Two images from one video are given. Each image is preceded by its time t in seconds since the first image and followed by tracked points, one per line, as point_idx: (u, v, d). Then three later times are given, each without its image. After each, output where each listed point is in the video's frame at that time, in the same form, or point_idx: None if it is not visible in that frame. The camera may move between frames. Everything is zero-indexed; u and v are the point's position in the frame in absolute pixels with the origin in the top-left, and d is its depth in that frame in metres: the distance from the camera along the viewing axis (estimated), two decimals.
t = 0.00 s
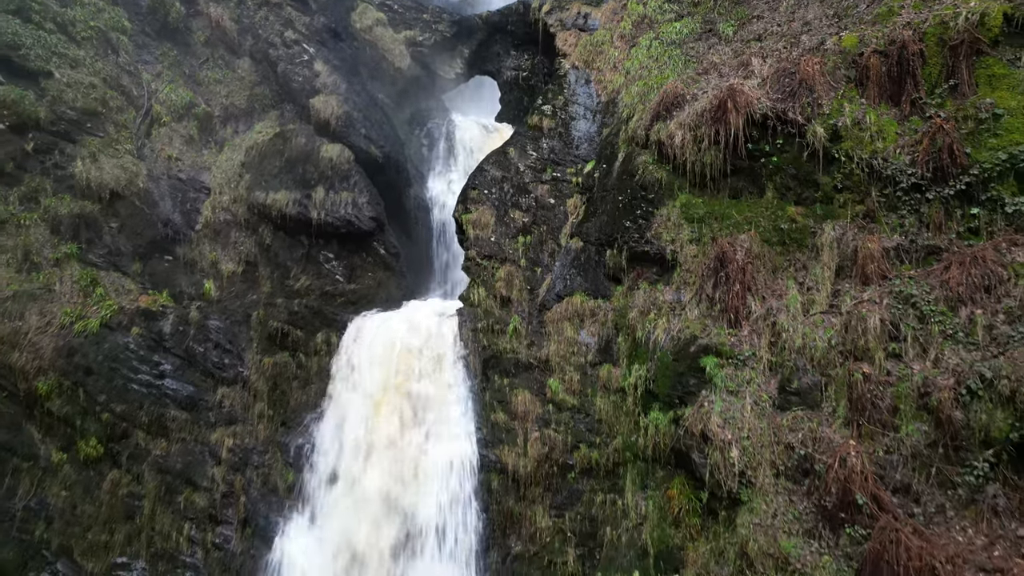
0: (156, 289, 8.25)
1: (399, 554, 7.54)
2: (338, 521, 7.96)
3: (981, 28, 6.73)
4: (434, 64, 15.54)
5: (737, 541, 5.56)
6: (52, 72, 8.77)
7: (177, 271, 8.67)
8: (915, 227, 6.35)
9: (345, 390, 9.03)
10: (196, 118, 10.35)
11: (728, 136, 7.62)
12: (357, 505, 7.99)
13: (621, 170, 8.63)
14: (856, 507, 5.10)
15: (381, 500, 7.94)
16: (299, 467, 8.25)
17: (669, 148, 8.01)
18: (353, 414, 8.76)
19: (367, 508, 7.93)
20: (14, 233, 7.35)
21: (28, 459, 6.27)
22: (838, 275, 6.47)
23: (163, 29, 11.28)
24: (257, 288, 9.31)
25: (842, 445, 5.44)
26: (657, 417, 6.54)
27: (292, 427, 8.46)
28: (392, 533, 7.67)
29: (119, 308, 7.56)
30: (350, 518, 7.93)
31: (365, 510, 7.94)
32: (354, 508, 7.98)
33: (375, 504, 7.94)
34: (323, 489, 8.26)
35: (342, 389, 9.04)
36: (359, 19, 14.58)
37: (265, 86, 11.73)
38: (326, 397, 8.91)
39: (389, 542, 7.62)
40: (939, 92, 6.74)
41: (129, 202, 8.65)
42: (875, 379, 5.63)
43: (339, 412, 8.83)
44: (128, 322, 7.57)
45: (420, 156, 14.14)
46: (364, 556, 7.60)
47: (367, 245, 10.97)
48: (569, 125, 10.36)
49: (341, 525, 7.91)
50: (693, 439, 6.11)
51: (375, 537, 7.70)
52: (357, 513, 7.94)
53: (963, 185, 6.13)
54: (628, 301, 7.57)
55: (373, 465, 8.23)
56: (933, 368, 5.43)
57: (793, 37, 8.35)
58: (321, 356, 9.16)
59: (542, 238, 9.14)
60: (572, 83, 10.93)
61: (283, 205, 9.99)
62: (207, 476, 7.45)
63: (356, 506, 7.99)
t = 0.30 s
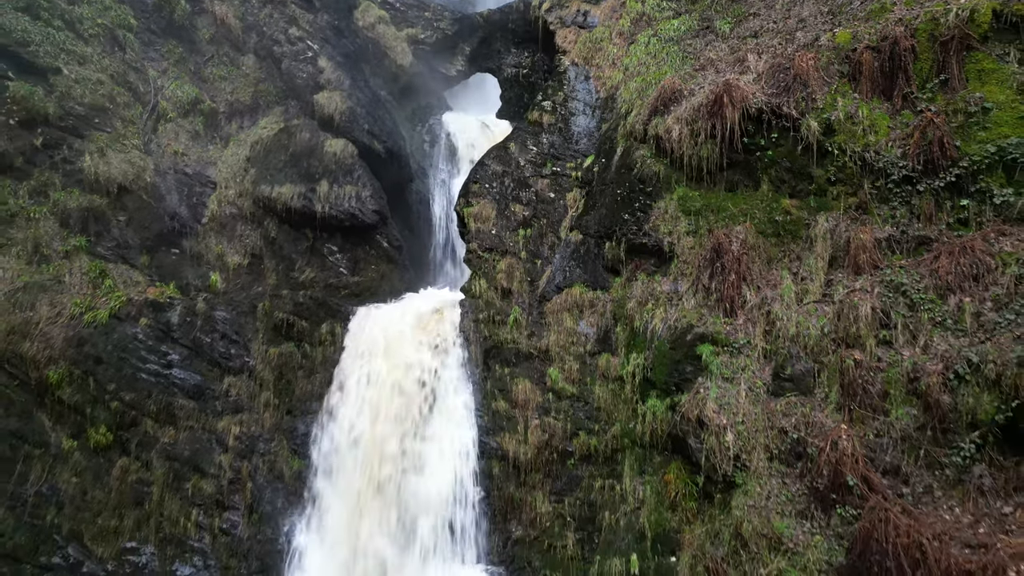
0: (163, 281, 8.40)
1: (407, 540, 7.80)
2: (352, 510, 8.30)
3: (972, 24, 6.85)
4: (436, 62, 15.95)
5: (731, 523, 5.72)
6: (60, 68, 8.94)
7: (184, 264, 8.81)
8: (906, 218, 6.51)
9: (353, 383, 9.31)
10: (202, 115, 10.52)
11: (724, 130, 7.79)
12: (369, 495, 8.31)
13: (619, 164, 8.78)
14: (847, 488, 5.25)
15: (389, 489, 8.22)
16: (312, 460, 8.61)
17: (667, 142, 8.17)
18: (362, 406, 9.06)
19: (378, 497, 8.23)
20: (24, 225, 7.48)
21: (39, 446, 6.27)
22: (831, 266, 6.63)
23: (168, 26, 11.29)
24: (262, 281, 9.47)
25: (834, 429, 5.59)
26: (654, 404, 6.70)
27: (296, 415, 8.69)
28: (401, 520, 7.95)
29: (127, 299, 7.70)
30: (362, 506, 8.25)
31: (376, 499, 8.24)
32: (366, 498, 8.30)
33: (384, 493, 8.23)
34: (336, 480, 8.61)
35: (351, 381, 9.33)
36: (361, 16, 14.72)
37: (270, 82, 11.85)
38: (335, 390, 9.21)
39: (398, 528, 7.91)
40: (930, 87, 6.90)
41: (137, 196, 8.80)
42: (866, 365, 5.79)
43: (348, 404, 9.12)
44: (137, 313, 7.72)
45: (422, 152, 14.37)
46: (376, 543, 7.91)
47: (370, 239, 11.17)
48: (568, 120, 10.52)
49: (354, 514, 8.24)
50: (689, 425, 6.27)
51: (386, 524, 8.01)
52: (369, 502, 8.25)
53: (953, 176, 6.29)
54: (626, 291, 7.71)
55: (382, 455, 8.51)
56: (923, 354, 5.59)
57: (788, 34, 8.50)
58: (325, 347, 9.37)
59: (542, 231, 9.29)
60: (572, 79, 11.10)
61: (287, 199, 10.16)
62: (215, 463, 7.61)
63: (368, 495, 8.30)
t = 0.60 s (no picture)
0: (170, 274, 8.55)
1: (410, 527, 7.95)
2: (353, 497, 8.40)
3: (962, 20, 7.06)
4: (438, 58, 16.27)
5: (726, 505, 5.89)
6: (68, 64, 9.12)
7: (190, 257, 8.96)
8: (897, 209, 6.66)
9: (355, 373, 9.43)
10: (207, 111, 10.66)
11: (720, 124, 7.95)
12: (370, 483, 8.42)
13: (617, 159, 8.93)
14: (839, 470, 5.40)
15: (391, 477, 8.35)
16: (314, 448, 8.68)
17: (664, 136, 8.30)
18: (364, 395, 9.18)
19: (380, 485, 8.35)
20: (34, 219, 7.65)
21: (50, 433, 6.44)
22: (824, 256, 6.77)
23: (174, 24, 11.46)
24: (267, 273, 9.62)
25: (826, 414, 5.75)
26: (652, 391, 6.86)
27: (302, 404, 8.80)
28: (403, 508, 8.08)
29: (135, 291, 7.86)
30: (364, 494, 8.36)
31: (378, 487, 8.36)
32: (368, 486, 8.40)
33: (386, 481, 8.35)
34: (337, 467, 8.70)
35: (353, 371, 9.44)
36: (364, 14, 15.21)
37: (273, 79, 12.04)
38: (336, 378, 9.29)
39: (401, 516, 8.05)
40: (921, 82, 7.06)
41: (143, 190, 8.96)
42: (857, 352, 5.95)
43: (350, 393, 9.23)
44: (145, 305, 7.88)
45: (422, 149, 14.58)
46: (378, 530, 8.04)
47: (373, 232, 11.32)
48: (568, 116, 10.68)
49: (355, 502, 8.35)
50: (686, 411, 6.43)
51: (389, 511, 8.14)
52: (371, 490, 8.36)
53: (943, 169, 6.45)
54: (624, 283, 7.87)
55: (385, 444, 8.65)
56: (912, 340, 5.75)
57: (784, 30, 8.66)
58: (330, 337, 9.46)
59: (542, 224, 9.43)
60: (571, 75, 11.26)
61: (292, 192, 10.33)
62: (222, 450, 7.77)
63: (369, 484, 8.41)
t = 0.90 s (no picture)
0: (176, 266, 8.70)
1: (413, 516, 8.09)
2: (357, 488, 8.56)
3: (952, 16, 7.21)
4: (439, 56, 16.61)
5: (721, 489, 6.05)
6: (76, 61, 9.27)
7: (196, 250, 9.10)
8: (888, 201, 6.82)
9: (357, 365, 9.57)
10: (212, 107, 10.81)
11: (716, 119, 8.11)
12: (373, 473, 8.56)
13: (616, 153, 9.08)
14: (830, 454, 5.55)
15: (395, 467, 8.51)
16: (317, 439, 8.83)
17: (661, 131, 8.46)
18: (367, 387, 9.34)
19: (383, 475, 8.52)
20: (43, 212, 7.81)
21: (60, 421, 6.59)
22: (818, 248, 6.93)
23: (179, 22, 11.57)
24: (272, 265, 9.74)
25: (818, 400, 5.91)
26: (649, 379, 7.02)
27: (306, 394, 8.96)
28: (405, 496, 8.24)
29: (143, 283, 8.01)
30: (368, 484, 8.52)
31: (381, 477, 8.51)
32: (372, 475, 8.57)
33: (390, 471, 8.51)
34: (341, 458, 8.87)
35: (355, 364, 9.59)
36: (366, 12, 15.36)
37: (277, 76, 12.22)
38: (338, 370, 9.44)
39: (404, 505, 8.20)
40: (912, 77, 7.22)
41: (150, 184, 9.11)
42: (849, 339, 6.10)
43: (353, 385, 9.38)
44: (152, 296, 8.04)
45: (424, 144, 14.72)
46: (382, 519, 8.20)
47: (376, 226, 11.47)
48: (567, 112, 10.84)
49: (360, 492, 8.52)
50: (682, 398, 6.59)
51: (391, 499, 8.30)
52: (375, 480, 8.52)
53: (933, 161, 6.61)
54: (622, 275, 8.03)
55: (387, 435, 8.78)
56: (902, 328, 5.92)
57: (779, 27, 8.81)
58: (334, 328, 9.63)
59: (541, 218, 9.58)
60: (570, 72, 11.44)
61: (296, 186, 10.52)
62: (228, 439, 7.94)
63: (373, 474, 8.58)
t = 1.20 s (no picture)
0: (182, 259, 8.85)
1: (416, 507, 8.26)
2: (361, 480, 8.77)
3: (943, 13, 7.36)
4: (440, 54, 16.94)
5: (716, 473, 6.20)
6: (83, 58, 9.43)
7: (201, 243, 9.25)
8: (880, 193, 6.98)
9: (361, 358, 9.81)
10: (217, 103, 10.96)
11: (712, 114, 8.27)
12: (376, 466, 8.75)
13: (614, 148, 9.23)
14: (822, 438, 5.71)
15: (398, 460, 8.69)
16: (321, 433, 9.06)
17: (658, 126, 8.63)
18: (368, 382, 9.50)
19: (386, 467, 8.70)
20: (51, 206, 7.97)
21: (70, 409, 6.77)
22: (811, 239, 7.09)
23: (184, 19, 11.72)
24: (276, 258, 9.89)
25: (811, 385, 6.07)
26: (646, 368, 7.18)
27: (311, 383, 9.16)
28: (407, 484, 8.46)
29: (149, 275, 8.17)
30: (371, 477, 8.72)
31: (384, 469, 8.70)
32: (375, 468, 8.76)
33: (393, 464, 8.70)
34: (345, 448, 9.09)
35: (358, 359, 9.80)
36: (368, 10, 15.31)
37: (281, 72, 12.34)
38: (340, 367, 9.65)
39: (407, 496, 8.39)
40: (904, 72, 7.39)
41: (156, 179, 9.27)
42: (841, 327, 6.26)
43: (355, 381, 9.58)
44: (159, 288, 8.20)
45: (426, 140, 14.85)
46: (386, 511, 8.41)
47: (378, 219, 11.64)
48: (566, 107, 11.00)
49: (364, 485, 8.73)
50: (678, 386, 6.74)
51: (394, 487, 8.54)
52: (378, 473, 8.72)
53: (924, 154, 6.77)
54: (620, 267, 8.18)
55: (388, 428, 8.95)
56: (892, 316, 6.07)
57: (774, 24, 8.97)
58: (337, 321, 9.89)
59: (541, 212, 9.73)
60: (570, 69, 11.61)
61: (301, 180, 10.66)
62: (233, 427, 8.10)
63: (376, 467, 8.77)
